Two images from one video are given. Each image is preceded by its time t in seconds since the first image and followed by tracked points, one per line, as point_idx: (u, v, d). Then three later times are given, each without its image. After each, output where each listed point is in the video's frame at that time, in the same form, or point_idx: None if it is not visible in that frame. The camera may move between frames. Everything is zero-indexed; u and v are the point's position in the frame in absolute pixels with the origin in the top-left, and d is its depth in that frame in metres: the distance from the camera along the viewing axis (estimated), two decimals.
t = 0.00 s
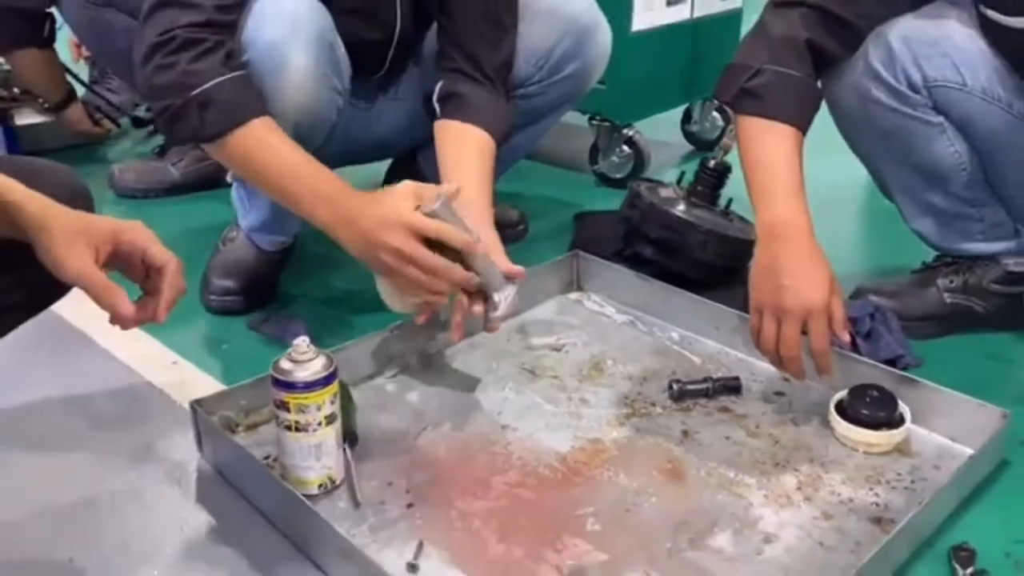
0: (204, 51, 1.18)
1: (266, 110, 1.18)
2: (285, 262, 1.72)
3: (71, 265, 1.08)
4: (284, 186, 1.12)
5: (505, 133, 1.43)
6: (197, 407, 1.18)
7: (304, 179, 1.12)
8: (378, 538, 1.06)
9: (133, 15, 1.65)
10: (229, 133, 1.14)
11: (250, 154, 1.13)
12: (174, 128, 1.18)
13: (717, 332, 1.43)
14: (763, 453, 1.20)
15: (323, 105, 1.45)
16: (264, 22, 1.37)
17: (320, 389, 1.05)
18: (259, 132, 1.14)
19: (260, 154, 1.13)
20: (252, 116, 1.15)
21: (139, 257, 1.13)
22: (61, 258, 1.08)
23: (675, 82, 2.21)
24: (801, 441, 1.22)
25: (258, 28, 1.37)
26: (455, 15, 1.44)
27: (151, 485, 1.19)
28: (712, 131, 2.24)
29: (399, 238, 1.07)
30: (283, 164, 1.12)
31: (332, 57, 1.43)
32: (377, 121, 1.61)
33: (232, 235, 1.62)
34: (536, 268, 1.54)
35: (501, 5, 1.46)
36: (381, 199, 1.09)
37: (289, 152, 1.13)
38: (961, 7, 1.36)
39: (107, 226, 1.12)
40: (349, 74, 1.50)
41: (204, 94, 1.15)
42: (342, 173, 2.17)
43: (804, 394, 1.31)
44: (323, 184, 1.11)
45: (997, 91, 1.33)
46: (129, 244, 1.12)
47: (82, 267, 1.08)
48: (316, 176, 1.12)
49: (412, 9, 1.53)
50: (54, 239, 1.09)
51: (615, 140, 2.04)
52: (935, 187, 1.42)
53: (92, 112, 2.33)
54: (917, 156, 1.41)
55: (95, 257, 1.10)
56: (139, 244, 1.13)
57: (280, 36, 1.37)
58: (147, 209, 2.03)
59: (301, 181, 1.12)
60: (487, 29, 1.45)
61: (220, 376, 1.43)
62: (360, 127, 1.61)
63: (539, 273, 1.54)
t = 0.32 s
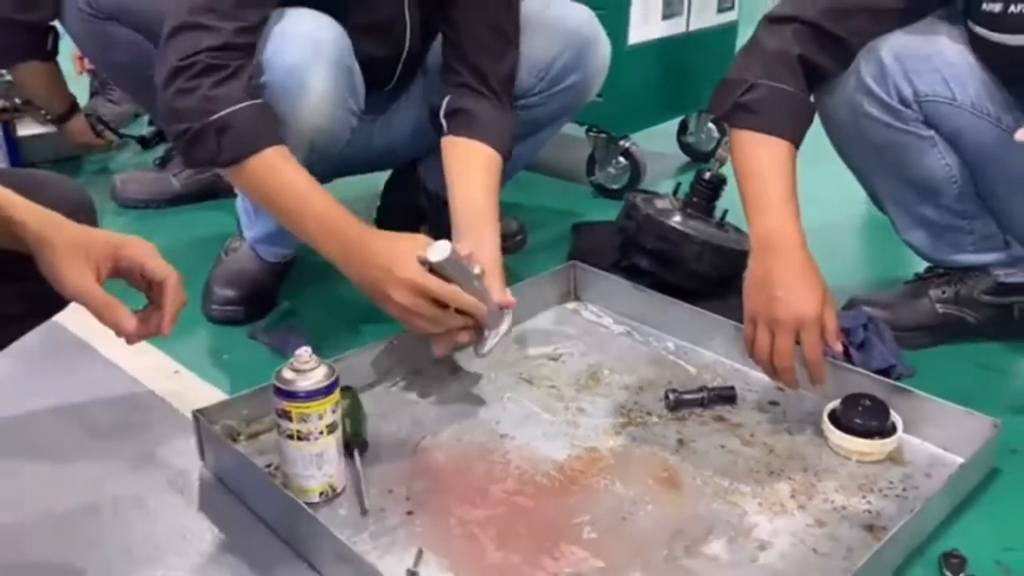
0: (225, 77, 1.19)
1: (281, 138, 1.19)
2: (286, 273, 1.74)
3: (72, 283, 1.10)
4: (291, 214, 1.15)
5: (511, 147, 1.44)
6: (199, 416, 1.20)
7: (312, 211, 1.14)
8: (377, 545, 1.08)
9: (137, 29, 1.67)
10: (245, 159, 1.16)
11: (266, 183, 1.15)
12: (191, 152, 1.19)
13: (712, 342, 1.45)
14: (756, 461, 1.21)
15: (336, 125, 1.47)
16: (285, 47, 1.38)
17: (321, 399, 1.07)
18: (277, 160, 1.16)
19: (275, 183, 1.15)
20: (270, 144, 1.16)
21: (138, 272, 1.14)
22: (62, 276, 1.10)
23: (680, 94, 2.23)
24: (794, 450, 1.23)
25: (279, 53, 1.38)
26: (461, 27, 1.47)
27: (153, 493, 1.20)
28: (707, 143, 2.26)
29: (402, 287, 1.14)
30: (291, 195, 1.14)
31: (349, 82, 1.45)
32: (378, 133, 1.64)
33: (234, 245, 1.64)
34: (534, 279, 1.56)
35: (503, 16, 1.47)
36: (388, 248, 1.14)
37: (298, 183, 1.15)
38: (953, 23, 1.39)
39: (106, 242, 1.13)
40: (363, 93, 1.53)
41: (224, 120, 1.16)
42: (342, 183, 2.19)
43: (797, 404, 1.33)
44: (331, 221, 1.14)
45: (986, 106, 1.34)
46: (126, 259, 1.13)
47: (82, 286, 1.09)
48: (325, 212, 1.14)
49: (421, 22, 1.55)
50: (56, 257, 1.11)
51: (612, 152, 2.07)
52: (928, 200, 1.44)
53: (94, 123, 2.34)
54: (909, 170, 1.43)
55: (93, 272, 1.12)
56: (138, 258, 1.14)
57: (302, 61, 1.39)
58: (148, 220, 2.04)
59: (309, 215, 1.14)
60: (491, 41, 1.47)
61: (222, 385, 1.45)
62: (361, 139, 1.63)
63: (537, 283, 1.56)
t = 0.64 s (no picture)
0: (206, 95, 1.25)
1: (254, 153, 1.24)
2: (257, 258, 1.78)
3: (59, 318, 1.09)
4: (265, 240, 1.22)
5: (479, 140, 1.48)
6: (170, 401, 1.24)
7: (281, 239, 1.21)
8: (346, 522, 1.13)
9: (103, 17, 1.69)
10: (228, 189, 1.22)
11: (249, 214, 1.21)
12: (187, 182, 1.23)
13: (666, 322, 1.52)
14: (704, 435, 1.28)
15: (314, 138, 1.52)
16: (292, 75, 1.43)
17: (291, 385, 1.12)
18: (257, 192, 1.22)
19: (258, 216, 1.21)
20: (252, 175, 1.23)
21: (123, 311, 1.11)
22: (48, 307, 1.10)
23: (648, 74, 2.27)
24: (739, 424, 1.30)
25: (288, 81, 1.43)
26: (439, 23, 1.50)
27: (127, 475, 1.25)
28: (670, 123, 2.34)
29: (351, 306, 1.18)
30: (264, 225, 1.21)
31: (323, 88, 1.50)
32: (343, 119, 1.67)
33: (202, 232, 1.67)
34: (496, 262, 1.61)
35: (479, 12, 1.50)
36: (348, 277, 1.20)
37: (270, 215, 1.21)
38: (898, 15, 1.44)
39: (90, 275, 1.10)
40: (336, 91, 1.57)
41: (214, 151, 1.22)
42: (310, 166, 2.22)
43: (744, 380, 1.39)
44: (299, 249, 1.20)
45: (926, 97, 1.42)
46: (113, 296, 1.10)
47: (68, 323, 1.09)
48: (295, 241, 1.21)
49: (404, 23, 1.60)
50: (43, 285, 1.10)
51: (576, 134, 2.13)
52: (872, 185, 1.52)
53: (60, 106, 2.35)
54: (855, 157, 1.50)
55: (81, 306, 1.10)
56: (123, 293, 1.11)
57: (311, 94, 1.44)
58: (116, 204, 2.07)
59: (278, 243, 1.21)
60: (468, 39, 1.50)
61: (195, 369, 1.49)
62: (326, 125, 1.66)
63: (498, 266, 1.61)
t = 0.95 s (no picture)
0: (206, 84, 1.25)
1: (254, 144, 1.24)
2: (261, 256, 1.79)
3: (59, 315, 1.09)
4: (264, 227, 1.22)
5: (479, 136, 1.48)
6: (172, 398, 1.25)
7: (281, 228, 1.21)
8: (347, 520, 1.14)
9: (104, 14, 1.69)
10: (228, 176, 1.21)
11: (250, 202, 1.21)
12: (187, 170, 1.23)
13: (667, 321, 1.52)
14: (704, 433, 1.28)
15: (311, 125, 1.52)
16: (288, 66, 1.43)
17: (293, 382, 1.12)
18: (257, 179, 1.22)
19: (258, 203, 1.21)
20: (251, 163, 1.23)
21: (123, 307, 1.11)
22: (49, 303, 1.10)
23: (648, 73, 2.28)
24: (739, 423, 1.30)
25: (284, 72, 1.43)
26: (437, 21, 1.50)
27: (128, 472, 1.25)
28: (671, 121, 2.33)
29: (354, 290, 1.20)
30: (263, 213, 1.21)
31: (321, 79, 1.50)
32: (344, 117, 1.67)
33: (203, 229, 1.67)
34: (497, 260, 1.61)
35: (478, 9, 1.51)
36: (348, 261, 1.20)
37: (269, 202, 1.21)
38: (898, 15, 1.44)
39: (90, 271, 1.10)
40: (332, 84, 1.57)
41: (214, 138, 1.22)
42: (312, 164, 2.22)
43: (745, 379, 1.40)
44: (300, 235, 1.21)
45: (927, 96, 1.42)
46: (113, 293, 1.10)
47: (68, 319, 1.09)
48: (294, 228, 1.21)
49: (403, 21, 1.60)
50: (44, 282, 1.10)
51: (578, 132, 2.12)
52: (873, 184, 1.52)
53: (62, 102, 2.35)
54: (857, 156, 1.50)
55: (82, 302, 1.10)
56: (123, 290, 1.11)
57: (308, 85, 1.44)
58: (118, 201, 2.07)
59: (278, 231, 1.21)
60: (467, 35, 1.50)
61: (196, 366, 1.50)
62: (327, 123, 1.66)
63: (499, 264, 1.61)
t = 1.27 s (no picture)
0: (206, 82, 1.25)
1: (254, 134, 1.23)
2: (261, 252, 1.79)
3: (60, 308, 1.09)
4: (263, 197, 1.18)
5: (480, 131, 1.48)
6: (173, 393, 1.24)
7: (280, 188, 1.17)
8: (347, 515, 1.13)
9: (104, 9, 1.69)
10: (226, 154, 1.20)
11: (248, 176, 1.19)
12: (185, 159, 1.22)
13: (668, 318, 1.51)
14: (705, 430, 1.28)
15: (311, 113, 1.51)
16: (291, 61, 1.43)
17: (295, 377, 1.12)
18: (255, 154, 1.20)
19: (256, 175, 1.18)
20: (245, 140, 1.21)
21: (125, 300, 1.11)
22: (50, 297, 1.10)
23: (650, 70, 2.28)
24: (741, 420, 1.30)
25: (287, 67, 1.42)
26: (438, 17, 1.50)
27: (129, 468, 1.25)
28: (673, 119, 2.33)
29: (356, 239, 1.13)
30: (261, 180, 1.18)
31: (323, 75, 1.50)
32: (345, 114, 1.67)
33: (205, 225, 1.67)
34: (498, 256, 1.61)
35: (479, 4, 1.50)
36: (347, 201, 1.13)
37: (268, 170, 1.18)
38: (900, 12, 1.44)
39: (90, 264, 1.10)
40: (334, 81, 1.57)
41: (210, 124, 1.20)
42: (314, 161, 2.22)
43: (746, 376, 1.39)
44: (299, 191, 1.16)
45: (931, 93, 1.42)
46: (114, 285, 1.10)
47: (68, 312, 1.09)
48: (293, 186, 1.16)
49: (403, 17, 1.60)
50: (44, 276, 1.10)
51: (580, 130, 2.13)
52: (875, 181, 1.51)
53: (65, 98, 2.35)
54: (859, 153, 1.50)
55: (82, 296, 1.10)
56: (124, 284, 1.11)
57: (312, 80, 1.44)
58: (119, 197, 2.07)
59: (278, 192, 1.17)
60: (467, 30, 1.50)
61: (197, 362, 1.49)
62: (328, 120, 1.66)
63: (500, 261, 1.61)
